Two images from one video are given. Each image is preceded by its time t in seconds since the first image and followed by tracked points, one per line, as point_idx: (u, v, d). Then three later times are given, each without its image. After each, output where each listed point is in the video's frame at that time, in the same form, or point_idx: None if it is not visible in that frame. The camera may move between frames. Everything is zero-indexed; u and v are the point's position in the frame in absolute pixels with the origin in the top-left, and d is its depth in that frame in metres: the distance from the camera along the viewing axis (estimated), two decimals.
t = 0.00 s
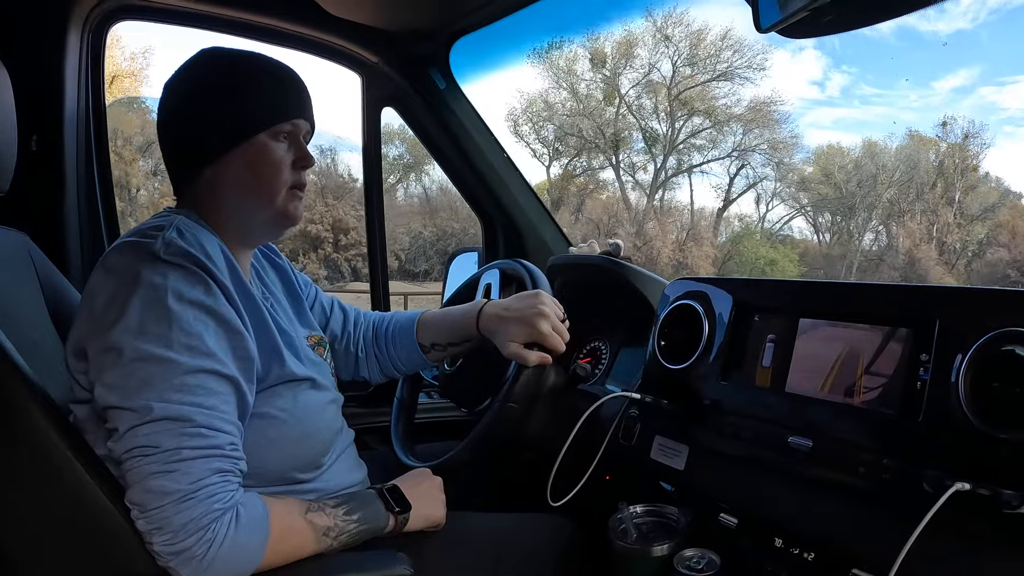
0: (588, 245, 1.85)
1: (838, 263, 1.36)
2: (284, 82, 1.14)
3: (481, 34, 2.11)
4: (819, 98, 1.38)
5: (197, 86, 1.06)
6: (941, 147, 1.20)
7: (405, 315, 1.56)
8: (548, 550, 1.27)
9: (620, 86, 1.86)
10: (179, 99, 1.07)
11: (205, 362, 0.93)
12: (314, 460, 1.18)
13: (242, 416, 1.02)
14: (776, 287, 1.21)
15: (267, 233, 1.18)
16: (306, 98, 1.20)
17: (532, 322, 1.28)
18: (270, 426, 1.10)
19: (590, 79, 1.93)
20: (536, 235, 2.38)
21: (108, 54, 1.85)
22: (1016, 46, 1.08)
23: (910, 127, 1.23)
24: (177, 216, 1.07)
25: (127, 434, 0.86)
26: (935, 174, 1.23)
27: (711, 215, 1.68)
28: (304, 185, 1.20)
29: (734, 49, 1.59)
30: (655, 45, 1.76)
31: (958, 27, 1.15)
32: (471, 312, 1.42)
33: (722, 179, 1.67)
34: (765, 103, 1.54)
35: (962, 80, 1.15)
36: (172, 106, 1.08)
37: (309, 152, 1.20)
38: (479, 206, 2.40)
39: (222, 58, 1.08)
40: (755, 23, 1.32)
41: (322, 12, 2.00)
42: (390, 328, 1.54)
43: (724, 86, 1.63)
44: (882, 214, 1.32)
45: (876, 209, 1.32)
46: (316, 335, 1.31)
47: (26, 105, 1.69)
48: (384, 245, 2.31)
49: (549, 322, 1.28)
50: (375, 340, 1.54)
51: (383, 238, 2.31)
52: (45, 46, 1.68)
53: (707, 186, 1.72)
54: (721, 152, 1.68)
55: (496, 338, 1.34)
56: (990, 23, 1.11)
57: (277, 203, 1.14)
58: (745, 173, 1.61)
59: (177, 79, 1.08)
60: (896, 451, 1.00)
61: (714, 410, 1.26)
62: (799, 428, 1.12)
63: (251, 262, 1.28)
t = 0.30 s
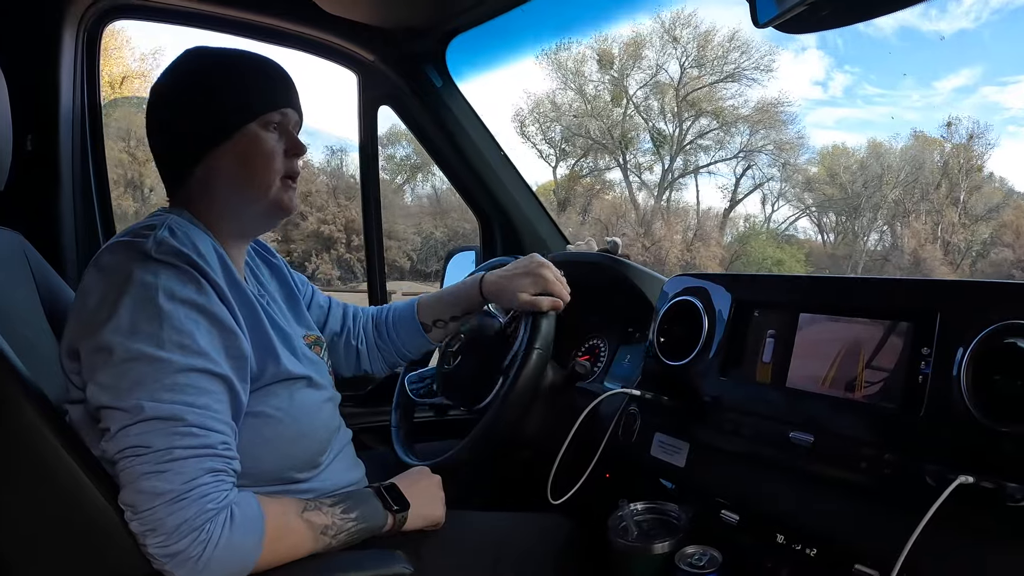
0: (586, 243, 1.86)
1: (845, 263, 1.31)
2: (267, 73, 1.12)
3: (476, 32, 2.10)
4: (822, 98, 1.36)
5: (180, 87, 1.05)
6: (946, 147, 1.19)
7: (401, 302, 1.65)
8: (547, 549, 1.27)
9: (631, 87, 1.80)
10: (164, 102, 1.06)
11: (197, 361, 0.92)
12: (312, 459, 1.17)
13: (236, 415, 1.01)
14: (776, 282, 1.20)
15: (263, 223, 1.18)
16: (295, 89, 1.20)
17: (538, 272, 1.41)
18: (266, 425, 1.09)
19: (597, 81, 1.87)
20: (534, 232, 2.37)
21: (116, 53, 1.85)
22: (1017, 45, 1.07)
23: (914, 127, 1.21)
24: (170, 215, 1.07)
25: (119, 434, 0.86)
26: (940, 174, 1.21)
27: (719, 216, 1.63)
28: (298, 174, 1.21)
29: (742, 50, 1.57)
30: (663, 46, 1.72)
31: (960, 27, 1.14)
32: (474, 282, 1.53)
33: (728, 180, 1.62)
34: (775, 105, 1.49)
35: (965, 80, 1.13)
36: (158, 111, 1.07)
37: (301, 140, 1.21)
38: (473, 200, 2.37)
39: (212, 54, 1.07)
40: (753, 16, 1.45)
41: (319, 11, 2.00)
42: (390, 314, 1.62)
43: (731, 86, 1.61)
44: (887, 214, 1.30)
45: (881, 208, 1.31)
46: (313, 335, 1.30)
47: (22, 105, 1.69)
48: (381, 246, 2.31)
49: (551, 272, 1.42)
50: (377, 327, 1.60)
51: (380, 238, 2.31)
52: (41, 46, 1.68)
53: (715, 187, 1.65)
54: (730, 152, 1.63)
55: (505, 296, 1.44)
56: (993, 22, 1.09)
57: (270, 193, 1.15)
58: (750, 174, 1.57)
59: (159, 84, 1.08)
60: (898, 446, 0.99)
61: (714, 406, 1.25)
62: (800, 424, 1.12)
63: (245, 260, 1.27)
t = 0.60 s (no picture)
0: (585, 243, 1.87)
1: (849, 261, 1.33)
2: (253, 69, 1.12)
3: (475, 30, 2.12)
4: (826, 98, 1.34)
5: (168, 87, 1.06)
6: (951, 148, 1.19)
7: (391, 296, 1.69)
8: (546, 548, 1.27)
9: (638, 87, 1.77)
10: (151, 105, 1.07)
11: (193, 358, 0.92)
12: (309, 455, 1.17)
13: (233, 411, 1.01)
14: (775, 282, 1.20)
15: (259, 211, 1.17)
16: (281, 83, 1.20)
17: (528, 245, 1.50)
18: (263, 421, 1.09)
19: (606, 82, 1.84)
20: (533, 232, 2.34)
21: (127, 54, 1.84)
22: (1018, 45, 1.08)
23: (919, 127, 1.21)
24: (164, 213, 1.07)
25: (115, 431, 0.86)
26: (945, 175, 1.21)
27: (726, 217, 1.61)
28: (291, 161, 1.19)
29: (750, 51, 1.53)
30: (671, 47, 1.69)
31: (963, 27, 1.13)
32: (465, 266, 1.59)
33: (735, 180, 1.58)
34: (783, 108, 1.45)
35: (968, 80, 1.13)
36: (145, 113, 1.08)
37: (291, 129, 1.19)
38: (472, 199, 2.35)
39: (197, 54, 1.08)
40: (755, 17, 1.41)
41: (318, 8, 1.99)
42: (382, 304, 1.64)
43: (740, 88, 1.57)
44: (893, 215, 1.30)
45: (887, 209, 1.30)
46: (308, 327, 1.30)
47: (20, 102, 1.68)
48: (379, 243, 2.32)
49: (540, 245, 1.51)
50: (370, 318, 1.62)
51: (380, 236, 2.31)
52: (39, 43, 1.67)
53: (720, 187, 1.63)
54: (738, 152, 1.58)
55: (500, 271, 1.50)
56: (996, 21, 1.09)
57: (265, 179, 1.13)
58: (758, 175, 1.53)
59: (143, 90, 1.09)
60: (898, 447, 0.99)
61: (714, 406, 1.25)
62: (800, 424, 1.11)
63: (240, 256, 1.27)
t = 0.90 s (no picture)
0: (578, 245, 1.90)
1: (855, 261, 1.37)
2: (254, 75, 1.13)
3: (469, 35, 2.12)
4: (830, 97, 1.40)
5: (172, 96, 1.07)
6: (957, 149, 1.20)
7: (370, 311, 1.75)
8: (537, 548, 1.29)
9: (648, 87, 1.77)
10: (154, 112, 1.09)
11: (198, 362, 0.93)
12: (310, 458, 1.19)
13: (237, 415, 1.02)
14: (762, 286, 1.22)
15: (260, 217, 1.19)
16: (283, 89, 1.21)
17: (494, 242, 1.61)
18: (266, 425, 1.11)
19: (615, 82, 1.85)
20: (525, 232, 2.36)
21: (140, 53, 1.86)
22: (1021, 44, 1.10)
23: (925, 128, 1.23)
24: (172, 217, 1.08)
25: (120, 432, 0.87)
26: (951, 176, 1.22)
27: (733, 216, 1.65)
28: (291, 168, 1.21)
29: (759, 52, 1.56)
30: (680, 48, 1.70)
31: (968, 26, 1.15)
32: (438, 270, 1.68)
33: (742, 179, 1.63)
34: (790, 108, 1.51)
35: (972, 79, 1.15)
36: (149, 119, 1.09)
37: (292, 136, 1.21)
38: (466, 202, 2.36)
39: (201, 63, 1.09)
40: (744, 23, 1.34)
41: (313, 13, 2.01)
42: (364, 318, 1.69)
43: (748, 88, 1.61)
44: (900, 215, 1.31)
45: (894, 209, 1.32)
46: (311, 335, 1.32)
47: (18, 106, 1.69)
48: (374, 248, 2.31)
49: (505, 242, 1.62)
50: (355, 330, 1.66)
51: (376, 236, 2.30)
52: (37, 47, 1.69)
53: (727, 186, 1.67)
54: (744, 153, 1.63)
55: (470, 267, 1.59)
56: (1000, 20, 1.11)
57: (266, 186, 1.15)
58: (764, 175, 1.58)
59: (147, 94, 1.10)
60: (881, 450, 1.01)
61: (702, 408, 1.27)
62: (787, 427, 1.13)
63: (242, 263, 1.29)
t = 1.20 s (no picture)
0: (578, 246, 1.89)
1: (863, 262, 1.36)
2: (256, 78, 1.12)
3: (468, 35, 2.12)
4: (834, 97, 1.38)
5: (174, 97, 1.07)
6: (963, 150, 1.18)
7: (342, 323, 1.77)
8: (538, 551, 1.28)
9: (656, 88, 1.75)
10: (156, 112, 1.08)
11: (195, 362, 0.92)
12: (310, 458, 1.18)
13: (236, 415, 1.02)
14: (763, 286, 1.21)
15: (259, 221, 1.18)
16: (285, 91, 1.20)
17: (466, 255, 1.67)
18: (265, 424, 1.10)
19: (624, 83, 1.83)
20: (526, 235, 2.35)
21: (151, 53, 1.88)
22: None
23: (930, 129, 1.21)
24: (171, 220, 1.07)
25: (118, 431, 0.87)
26: (957, 177, 1.21)
27: (740, 217, 1.63)
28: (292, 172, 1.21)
29: (767, 53, 1.53)
30: (688, 49, 1.67)
31: (971, 26, 1.13)
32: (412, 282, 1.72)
33: (749, 180, 1.60)
34: (799, 109, 1.48)
35: (976, 79, 1.13)
36: (150, 120, 1.09)
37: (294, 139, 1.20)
38: (465, 203, 2.35)
39: (202, 64, 1.08)
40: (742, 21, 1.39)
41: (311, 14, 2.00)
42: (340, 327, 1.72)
43: (756, 90, 1.58)
44: (906, 215, 1.31)
45: (899, 210, 1.31)
46: (307, 335, 1.33)
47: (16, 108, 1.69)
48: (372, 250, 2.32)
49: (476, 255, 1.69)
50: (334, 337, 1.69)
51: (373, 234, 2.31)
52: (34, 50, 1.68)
53: (734, 186, 1.64)
54: (751, 155, 1.61)
55: (446, 277, 1.64)
56: (1004, 20, 1.09)
57: (266, 189, 1.14)
58: (771, 176, 1.55)
59: (149, 94, 1.09)
60: (884, 451, 1.00)
61: (703, 410, 1.26)
62: (790, 429, 1.12)
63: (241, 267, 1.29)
